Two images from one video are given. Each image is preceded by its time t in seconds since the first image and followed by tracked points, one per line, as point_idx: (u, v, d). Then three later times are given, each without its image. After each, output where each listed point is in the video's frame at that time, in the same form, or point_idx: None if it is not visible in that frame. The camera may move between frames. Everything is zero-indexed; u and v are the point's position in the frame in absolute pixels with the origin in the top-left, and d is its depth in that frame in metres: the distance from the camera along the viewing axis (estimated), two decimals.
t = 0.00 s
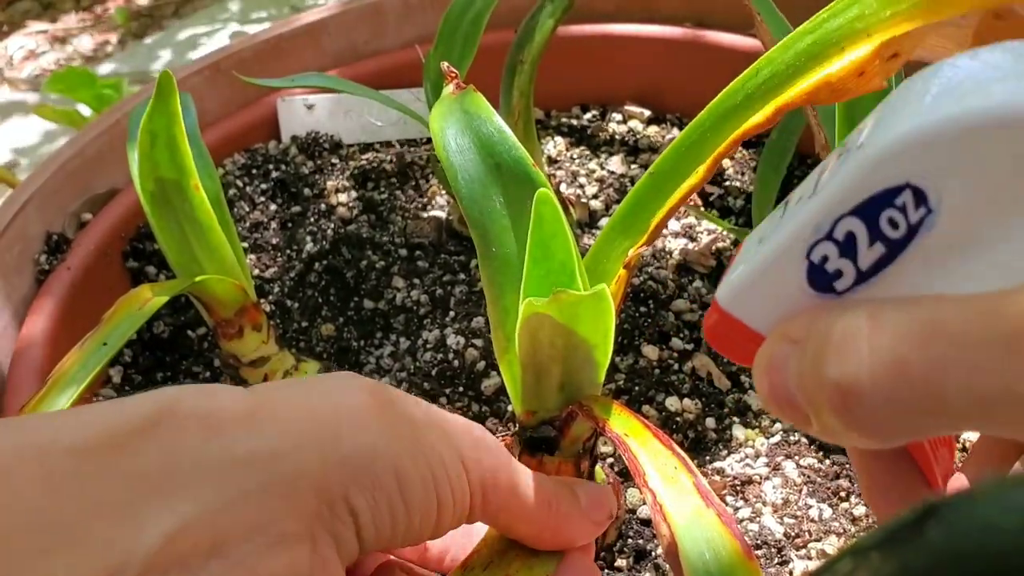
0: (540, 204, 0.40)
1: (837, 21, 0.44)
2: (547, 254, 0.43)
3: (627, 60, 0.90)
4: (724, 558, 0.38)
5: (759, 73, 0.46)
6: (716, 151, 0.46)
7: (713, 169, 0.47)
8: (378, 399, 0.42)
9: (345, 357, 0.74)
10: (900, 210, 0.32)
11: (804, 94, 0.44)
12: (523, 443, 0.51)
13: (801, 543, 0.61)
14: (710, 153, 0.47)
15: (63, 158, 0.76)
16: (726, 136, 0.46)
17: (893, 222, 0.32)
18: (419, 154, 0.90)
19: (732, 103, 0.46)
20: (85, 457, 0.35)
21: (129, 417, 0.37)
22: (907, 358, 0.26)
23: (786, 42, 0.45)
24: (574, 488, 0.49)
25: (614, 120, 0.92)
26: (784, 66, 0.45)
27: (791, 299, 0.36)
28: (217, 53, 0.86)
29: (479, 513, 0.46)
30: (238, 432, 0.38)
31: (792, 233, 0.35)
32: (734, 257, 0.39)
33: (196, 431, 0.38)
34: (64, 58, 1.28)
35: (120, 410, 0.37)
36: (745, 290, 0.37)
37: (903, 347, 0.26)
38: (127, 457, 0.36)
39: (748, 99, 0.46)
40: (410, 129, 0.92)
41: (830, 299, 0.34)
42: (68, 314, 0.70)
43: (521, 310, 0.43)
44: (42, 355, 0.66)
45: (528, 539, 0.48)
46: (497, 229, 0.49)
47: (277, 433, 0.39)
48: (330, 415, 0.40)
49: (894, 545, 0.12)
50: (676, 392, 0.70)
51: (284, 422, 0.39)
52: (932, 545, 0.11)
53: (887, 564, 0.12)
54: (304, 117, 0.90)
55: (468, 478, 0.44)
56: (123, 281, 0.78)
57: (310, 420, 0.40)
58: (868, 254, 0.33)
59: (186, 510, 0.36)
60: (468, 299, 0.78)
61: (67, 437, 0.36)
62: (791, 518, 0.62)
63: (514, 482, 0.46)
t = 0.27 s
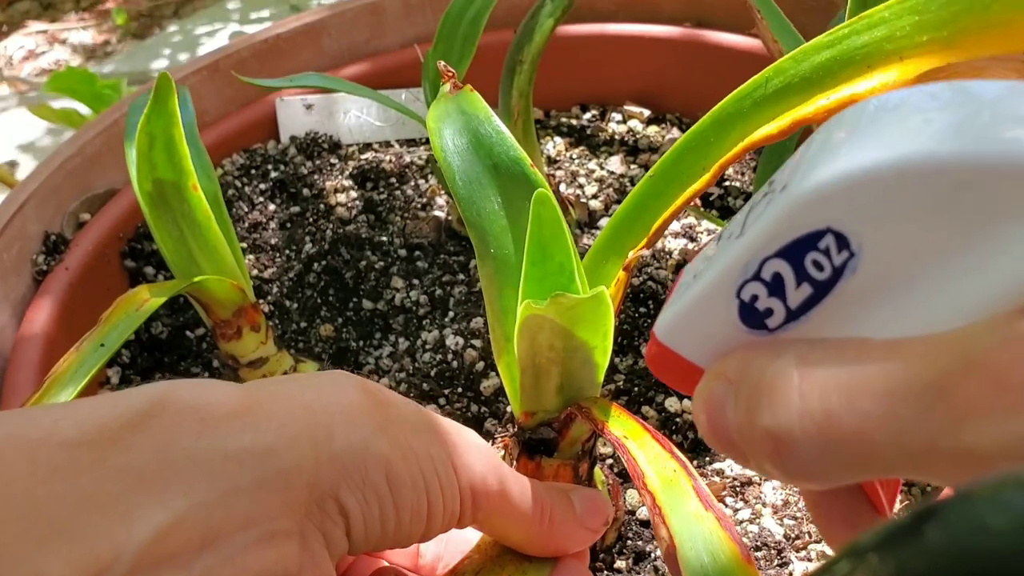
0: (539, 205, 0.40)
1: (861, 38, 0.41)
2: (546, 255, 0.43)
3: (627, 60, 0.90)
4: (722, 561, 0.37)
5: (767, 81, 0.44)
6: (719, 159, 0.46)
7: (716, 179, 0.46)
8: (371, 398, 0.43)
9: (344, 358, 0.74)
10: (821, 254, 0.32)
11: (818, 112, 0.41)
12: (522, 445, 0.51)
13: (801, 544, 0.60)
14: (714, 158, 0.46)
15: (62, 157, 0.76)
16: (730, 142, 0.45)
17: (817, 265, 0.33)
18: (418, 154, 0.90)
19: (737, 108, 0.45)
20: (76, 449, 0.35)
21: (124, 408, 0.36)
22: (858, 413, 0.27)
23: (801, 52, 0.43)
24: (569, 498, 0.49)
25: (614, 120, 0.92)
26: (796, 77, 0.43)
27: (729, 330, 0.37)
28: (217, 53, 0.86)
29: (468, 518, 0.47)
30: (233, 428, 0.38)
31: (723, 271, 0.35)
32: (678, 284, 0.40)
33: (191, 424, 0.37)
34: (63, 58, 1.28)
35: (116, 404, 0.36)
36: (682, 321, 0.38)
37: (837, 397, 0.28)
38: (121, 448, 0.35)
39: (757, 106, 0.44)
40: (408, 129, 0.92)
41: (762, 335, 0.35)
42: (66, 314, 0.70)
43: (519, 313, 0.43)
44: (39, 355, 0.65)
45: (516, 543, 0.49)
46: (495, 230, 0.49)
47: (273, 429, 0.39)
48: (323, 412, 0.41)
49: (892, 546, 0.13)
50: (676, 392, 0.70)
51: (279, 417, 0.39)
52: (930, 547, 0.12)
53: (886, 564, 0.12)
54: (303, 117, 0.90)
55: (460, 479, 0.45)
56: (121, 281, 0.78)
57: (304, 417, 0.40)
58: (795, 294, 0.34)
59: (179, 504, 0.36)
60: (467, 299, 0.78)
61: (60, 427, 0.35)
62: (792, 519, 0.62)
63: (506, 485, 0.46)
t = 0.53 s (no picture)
0: (540, 203, 0.40)
1: (873, 41, 0.41)
2: (547, 253, 0.43)
3: (627, 59, 0.90)
4: (721, 556, 0.37)
5: (773, 82, 0.44)
6: (722, 159, 0.46)
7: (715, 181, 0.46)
8: (373, 399, 0.42)
9: (345, 356, 0.74)
10: (757, 267, 0.30)
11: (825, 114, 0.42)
12: (523, 442, 0.51)
13: (801, 541, 0.60)
14: (716, 159, 0.46)
15: (64, 156, 0.76)
16: (732, 143, 0.45)
17: (754, 276, 0.31)
18: (419, 154, 0.90)
19: (741, 110, 0.45)
20: (82, 446, 0.35)
21: (130, 405, 0.37)
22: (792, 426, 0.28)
23: (810, 53, 0.43)
24: (568, 500, 0.49)
25: (614, 119, 0.93)
26: (804, 79, 0.43)
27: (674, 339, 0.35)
28: (218, 52, 0.86)
29: (467, 520, 0.47)
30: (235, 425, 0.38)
31: (664, 282, 0.33)
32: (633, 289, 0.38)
33: (195, 420, 0.37)
34: (64, 57, 1.28)
35: (121, 401, 0.37)
36: (630, 330, 0.36)
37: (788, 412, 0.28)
38: (126, 445, 0.36)
39: (761, 108, 0.44)
40: (410, 129, 0.92)
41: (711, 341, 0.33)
42: (68, 312, 0.70)
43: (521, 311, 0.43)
44: (42, 353, 0.66)
45: (513, 546, 0.49)
46: (496, 227, 0.49)
47: (275, 427, 0.39)
48: (325, 412, 0.40)
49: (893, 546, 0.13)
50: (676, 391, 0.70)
51: (281, 414, 0.39)
52: (935, 545, 0.12)
53: (888, 563, 0.13)
54: (304, 116, 0.90)
55: (460, 480, 0.45)
56: (123, 280, 0.78)
57: (306, 417, 0.40)
58: (737, 303, 0.32)
59: (183, 500, 0.36)
60: (468, 298, 0.78)
61: (67, 424, 0.35)
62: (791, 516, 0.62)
63: (505, 487, 0.47)
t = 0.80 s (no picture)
0: (540, 203, 0.40)
1: (888, 26, 0.43)
2: (547, 252, 0.43)
3: (627, 60, 0.90)
4: (723, 558, 0.38)
5: (781, 70, 0.45)
6: (730, 151, 0.46)
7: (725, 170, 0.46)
8: (364, 407, 0.43)
9: (346, 357, 0.74)
10: (917, 103, 0.34)
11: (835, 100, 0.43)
12: (523, 444, 0.51)
13: (802, 542, 0.60)
14: (723, 151, 0.46)
15: (64, 157, 0.76)
16: (739, 135, 0.46)
17: (910, 117, 0.34)
18: (419, 154, 0.91)
19: (747, 99, 0.46)
20: (68, 464, 0.35)
21: (123, 421, 0.37)
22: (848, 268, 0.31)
23: (819, 42, 0.44)
24: (570, 499, 0.49)
25: (614, 120, 0.93)
26: (814, 67, 0.44)
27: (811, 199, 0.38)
28: (218, 53, 0.86)
29: (463, 524, 0.47)
30: (222, 439, 0.38)
31: (824, 127, 0.37)
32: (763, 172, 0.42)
33: (181, 437, 0.37)
34: (64, 58, 1.28)
35: (105, 419, 0.37)
36: (770, 193, 0.40)
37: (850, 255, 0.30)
38: (112, 462, 0.36)
39: (768, 99, 0.45)
40: (410, 129, 0.92)
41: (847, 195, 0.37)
42: (69, 313, 0.70)
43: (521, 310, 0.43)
44: (43, 353, 0.66)
45: (514, 546, 0.49)
46: (497, 227, 0.49)
47: (262, 442, 0.39)
48: (314, 422, 0.40)
49: (893, 546, 0.13)
50: (677, 391, 0.70)
51: (270, 429, 0.39)
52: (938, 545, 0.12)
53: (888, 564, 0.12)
54: (304, 117, 0.90)
55: (455, 487, 0.45)
56: (123, 281, 0.78)
57: (295, 430, 0.40)
58: (885, 151, 0.35)
59: (171, 516, 0.35)
60: (468, 298, 0.78)
61: (57, 438, 0.35)
62: (792, 517, 0.62)
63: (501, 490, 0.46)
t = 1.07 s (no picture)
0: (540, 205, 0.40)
1: (898, 25, 0.41)
2: (547, 254, 0.43)
3: (628, 60, 0.90)
4: (720, 557, 0.38)
5: (784, 69, 0.44)
6: (733, 150, 0.46)
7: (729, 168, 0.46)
8: (364, 406, 0.42)
9: (345, 357, 0.74)
10: (937, 154, 0.38)
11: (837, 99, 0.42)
12: (523, 446, 0.51)
13: (802, 544, 0.60)
14: (725, 150, 0.46)
15: (63, 157, 0.76)
16: (741, 135, 0.46)
17: (932, 166, 0.38)
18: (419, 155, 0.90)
19: (752, 98, 0.45)
20: (68, 459, 0.35)
21: (122, 416, 0.36)
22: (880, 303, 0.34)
23: (827, 41, 0.44)
24: (567, 502, 0.49)
25: (614, 120, 0.92)
26: (820, 66, 0.43)
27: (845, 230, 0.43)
28: (218, 53, 0.86)
29: (459, 529, 0.46)
30: (225, 435, 0.38)
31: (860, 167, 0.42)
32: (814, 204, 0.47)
33: (182, 433, 0.37)
34: (64, 58, 1.28)
35: (106, 413, 0.36)
36: (814, 225, 0.45)
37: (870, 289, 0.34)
38: (111, 459, 0.35)
39: (771, 99, 0.45)
40: (410, 130, 0.91)
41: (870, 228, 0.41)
42: (68, 314, 0.70)
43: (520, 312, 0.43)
44: (42, 354, 0.65)
45: (511, 551, 0.49)
46: (496, 228, 0.49)
47: (264, 439, 0.38)
48: (314, 422, 0.40)
49: (892, 545, 0.12)
50: (677, 392, 0.70)
51: (270, 427, 0.39)
52: (933, 545, 0.11)
53: (887, 565, 0.12)
54: (303, 117, 0.90)
55: (454, 488, 0.44)
56: (123, 281, 0.78)
57: (294, 428, 0.39)
58: (911, 194, 0.40)
59: (170, 513, 0.35)
60: (468, 299, 0.78)
61: (55, 434, 0.35)
62: (792, 518, 0.62)
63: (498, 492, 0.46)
